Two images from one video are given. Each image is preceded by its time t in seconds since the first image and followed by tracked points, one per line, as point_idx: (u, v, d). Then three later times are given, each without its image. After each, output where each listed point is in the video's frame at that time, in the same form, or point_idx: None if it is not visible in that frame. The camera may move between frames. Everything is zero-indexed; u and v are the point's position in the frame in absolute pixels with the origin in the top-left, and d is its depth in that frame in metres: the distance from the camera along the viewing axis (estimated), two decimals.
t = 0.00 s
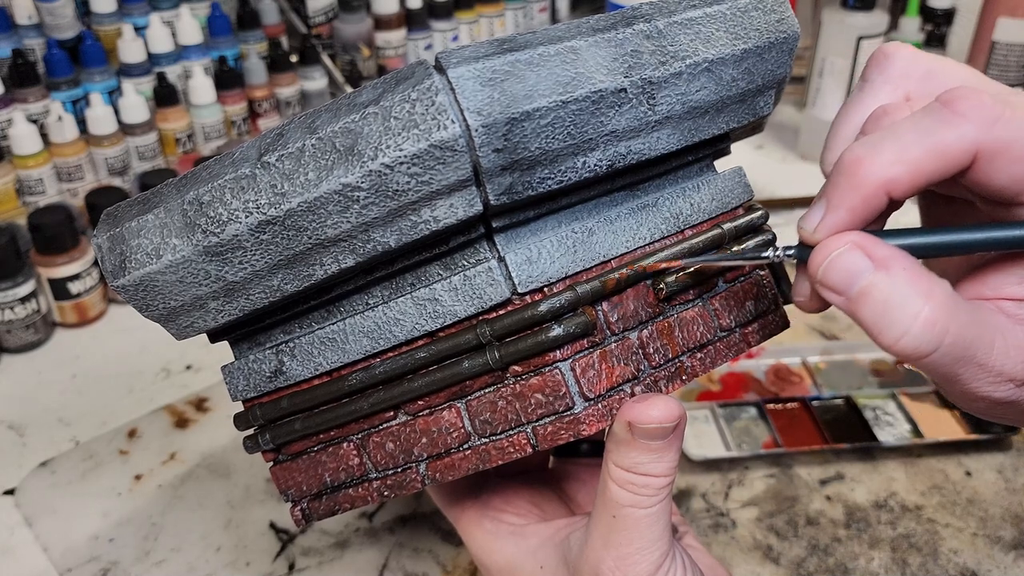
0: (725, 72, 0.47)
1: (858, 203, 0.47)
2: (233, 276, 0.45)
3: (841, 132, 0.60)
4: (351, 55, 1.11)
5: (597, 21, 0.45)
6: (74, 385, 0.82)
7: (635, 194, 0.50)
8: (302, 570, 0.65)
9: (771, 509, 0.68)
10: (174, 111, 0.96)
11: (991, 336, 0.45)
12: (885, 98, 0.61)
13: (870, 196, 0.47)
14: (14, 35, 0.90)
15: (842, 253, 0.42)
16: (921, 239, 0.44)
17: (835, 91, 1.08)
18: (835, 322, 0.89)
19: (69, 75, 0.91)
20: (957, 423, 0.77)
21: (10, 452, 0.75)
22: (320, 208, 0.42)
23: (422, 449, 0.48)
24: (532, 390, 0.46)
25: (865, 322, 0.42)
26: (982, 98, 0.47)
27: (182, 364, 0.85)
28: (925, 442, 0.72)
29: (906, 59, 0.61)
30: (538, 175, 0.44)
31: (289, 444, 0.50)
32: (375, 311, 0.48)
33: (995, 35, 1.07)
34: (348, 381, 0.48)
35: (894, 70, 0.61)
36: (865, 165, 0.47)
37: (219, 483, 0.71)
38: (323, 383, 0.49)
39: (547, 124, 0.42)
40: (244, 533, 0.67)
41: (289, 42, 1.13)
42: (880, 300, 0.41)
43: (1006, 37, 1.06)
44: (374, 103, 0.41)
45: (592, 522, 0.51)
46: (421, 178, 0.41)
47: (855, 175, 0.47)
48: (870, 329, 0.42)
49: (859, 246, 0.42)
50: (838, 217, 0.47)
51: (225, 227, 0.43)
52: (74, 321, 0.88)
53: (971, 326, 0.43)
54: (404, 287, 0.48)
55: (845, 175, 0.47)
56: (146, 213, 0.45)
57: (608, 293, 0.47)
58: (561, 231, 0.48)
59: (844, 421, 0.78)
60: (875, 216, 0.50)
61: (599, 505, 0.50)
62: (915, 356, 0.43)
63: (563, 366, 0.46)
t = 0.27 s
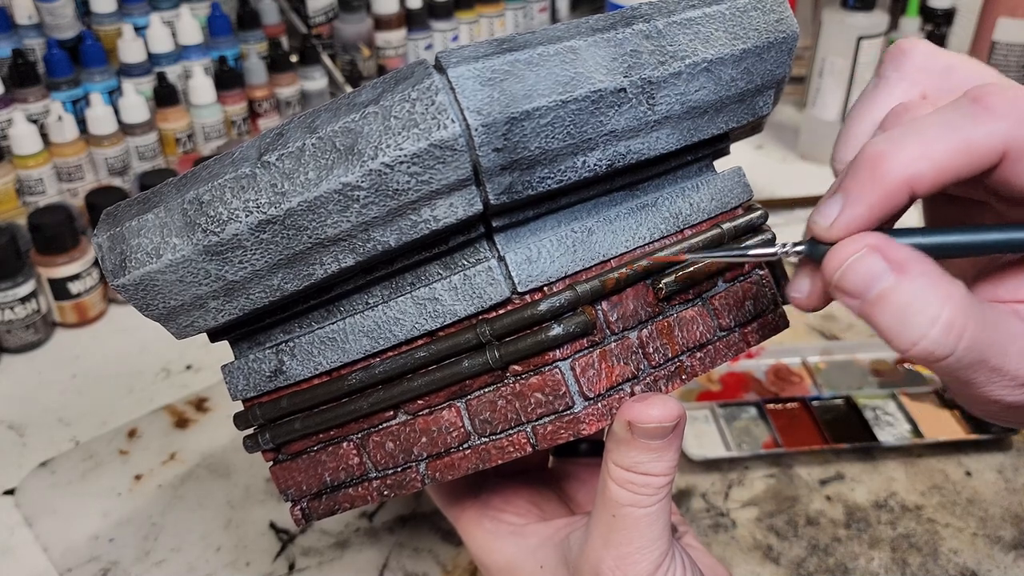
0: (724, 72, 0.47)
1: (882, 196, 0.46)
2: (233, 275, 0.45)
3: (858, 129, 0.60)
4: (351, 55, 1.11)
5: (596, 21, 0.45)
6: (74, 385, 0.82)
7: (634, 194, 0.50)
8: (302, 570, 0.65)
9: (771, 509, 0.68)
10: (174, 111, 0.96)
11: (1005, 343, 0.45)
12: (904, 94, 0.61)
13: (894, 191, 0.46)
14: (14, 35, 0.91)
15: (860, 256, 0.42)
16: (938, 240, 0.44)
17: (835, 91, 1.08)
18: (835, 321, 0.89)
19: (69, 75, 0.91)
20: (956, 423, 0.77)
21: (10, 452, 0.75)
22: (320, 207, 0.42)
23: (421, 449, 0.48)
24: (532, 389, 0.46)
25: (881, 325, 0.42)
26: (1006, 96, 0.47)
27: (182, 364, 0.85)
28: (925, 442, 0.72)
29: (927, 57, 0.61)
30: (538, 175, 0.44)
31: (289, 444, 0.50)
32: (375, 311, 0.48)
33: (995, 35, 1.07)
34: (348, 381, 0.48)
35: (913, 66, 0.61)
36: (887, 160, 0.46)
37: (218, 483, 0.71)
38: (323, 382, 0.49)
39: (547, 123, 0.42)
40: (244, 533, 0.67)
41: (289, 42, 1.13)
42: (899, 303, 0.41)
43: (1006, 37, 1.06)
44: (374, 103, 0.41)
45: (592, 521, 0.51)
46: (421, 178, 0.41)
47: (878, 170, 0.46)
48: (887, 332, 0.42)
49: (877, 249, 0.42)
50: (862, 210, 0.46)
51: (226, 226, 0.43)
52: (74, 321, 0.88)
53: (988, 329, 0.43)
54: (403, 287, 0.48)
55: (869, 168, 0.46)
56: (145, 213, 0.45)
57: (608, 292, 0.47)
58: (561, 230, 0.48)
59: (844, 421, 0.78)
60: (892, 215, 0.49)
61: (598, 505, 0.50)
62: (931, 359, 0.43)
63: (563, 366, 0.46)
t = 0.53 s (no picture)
0: (725, 72, 0.47)
1: (836, 211, 0.46)
2: (233, 276, 0.45)
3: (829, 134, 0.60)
4: (351, 55, 1.11)
5: (597, 21, 0.45)
6: (74, 385, 0.82)
7: (635, 194, 0.50)
8: (302, 570, 0.65)
9: (771, 509, 0.68)
10: (174, 111, 0.96)
11: (965, 344, 0.45)
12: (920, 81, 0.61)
13: (847, 206, 0.46)
14: (14, 35, 0.90)
15: (815, 270, 0.42)
16: (885, 250, 0.44)
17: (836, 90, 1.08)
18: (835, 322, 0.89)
19: (69, 75, 0.91)
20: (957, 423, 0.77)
21: (10, 452, 0.75)
22: (320, 208, 0.42)
23: (422, 449, 0.48)
24: (532, 390, 0.46)
25: (840, 335, 0.43)
26: (958, 109, 0.46)
27: (182, 364, 0.85)
28: (925, 442, 0.72)
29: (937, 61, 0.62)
30: (539, 175, 0.44)
31: (289, 445, 0.50)
32: (375, 311, 0.48)
33: (996, 34, 1.07)
34: (348, 381, 0.48)
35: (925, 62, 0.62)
36: (841, 175, 0.46)
37: (219, 483, 0.71)
38: (323, 383, 0.49)
39: (547, 124, 0.42)
40: (244, 533, 0.67)
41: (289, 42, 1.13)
42: (855, 314, 0.42)
43: (1006, 37, 1.06)
44: (374, 103, 0.41)
45: (592, 521, 0.51)
46: (422, 178, 0.41)
47: (831, 186, 0.46)
48: (846, 342, 0.43)
49: (832, 262, 0.42)
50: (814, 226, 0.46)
51: (226, 227, 0.43)
52: (74, 321, 0.88)
53: (947, 336, 0.43)
54: (404, 287, 0.48)
55: (823, 184, 0.46)
56: (146, 213, 0.45)
57: (609, 293, 0.47)
58: (561, 231, 0.48)
59: (844, 422, 0.78)
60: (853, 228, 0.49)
61: (599, 505, 0.50)
62: (890, 367, 0.44)
63: (564, 366, 0.46)
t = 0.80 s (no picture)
0: (723, 72, 0.47)
1: (894, 188, 0.47)
2: (231, 276, 0.45)
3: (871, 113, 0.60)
4: (351, 55, 1.11)
5: (595, 21, 0.45)
6: (74, 385, 0.82)
7: (634, 194, 0.50)
8: (302, 570, 0.65)
9: (771, 509, 0.68)
10: (174, 111, 0.96)
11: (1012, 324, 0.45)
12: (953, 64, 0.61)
13: (903, 183, 0.47)
14: (14, 35, 0.91)
15: (871, 245, 0.42)
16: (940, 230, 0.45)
17: (835, 91, 1.08)
18: (835, 321, 0.89)
19: (69, 75, 0.91)
20: (957, 423, 0.77)
21: (10, 452, 0.75)
22: (318, 208, 0.42)
23: (420, 449, 0.48)
24: (531, 390, 0.46)
25: (893, 315, 0.43)
26: (1015, 84, 0.47)
27: (182, 364, 0.85)
28: (925, 442, 0.72)
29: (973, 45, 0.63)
30: (537, 175, 0.44)
31: (288, 444, 0.50)
32: (374, 311, 0.48)
33: (996, 35, 1.07)
34: (347, 381, 0.48)
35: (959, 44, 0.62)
36: (898, 149, 0.47)
37: (218, 483, 0.71)
38: (322, 383, 0.49)
39: (546, 123, 0.42)
40: (244, 533, 0.67)
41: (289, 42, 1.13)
42: (909, 292, 0.41)
43: (1006, 37, 1.06)
44: (372, 103, 0.41)
45: (592, 521, 0.51)
46: (420, 178, 0.41)
47: (889, 162, 0.47)
48: (900, 321, 0.42)
49: (888, 237, 0.42)
50: (870, 202, 0.47)
51: (224, 227, 0.43)
52: (74, 321, 0.88)
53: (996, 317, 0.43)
54: (402, 287, 0.48)
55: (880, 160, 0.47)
56: (144, 214, 0.45)
57: (608, 292, 0.46)
58: (559, 231, 0.48)
59: (844, 422, 0.78)
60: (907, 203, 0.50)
61: (598, 504, 0.50)
62: (946, 348, 0.44)
63: (562, 366, 0.46)
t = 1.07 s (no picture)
0: (723, 72, 0.46)
1: (873, 191, 0.47)
2: (230, 277, 0.45)
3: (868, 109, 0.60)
4: (351, 55, 1.11)
5: (594, 22, 0.45)
6: (74, 385, 0.82)
7: (633, 194, 0.50)
8: (302, 570, 0.65)
9: (771, 509, 0.68)
10: (174, 111, 0.96)
11: (997, 326, 0.45)
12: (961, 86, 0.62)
13: (883, 186, 0.47)
14: (14, 35, 0.91)
15: (850, 244, 0.43)
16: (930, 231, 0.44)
17: (835, 91, 1.08)
18: (836, 322, 0.89)
19: (69, 75, 0.91)
20: (957, 423, 0.77)
21: (10, 452, 0.75)
22: (316, 209, 0.42)
23: (420, 450, 0.48)
24: (530, 391, 0.46)
25: (874, 313, 0.43)
26: (993, 88, 0.48)
27: (182, 364, 0.85)
28: (925, 442, 0.72)
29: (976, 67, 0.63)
30: (536, 176, 0.44)
31: (288, 445, 0.50)
32: (373, 312, 0.48)
33: (996, 35, 1.07)
34: (347, 382, 0.48)
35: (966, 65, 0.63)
36: (876, 153, 0.47)
37: (218, 482, 0.72)
38: (321, 384, 0.49)
39: (545, 124, 0.42)
40: (244, 533, 0.67)
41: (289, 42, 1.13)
42: (888, 291, 0.42)
43: (1006, 37, 1.06)
44: (371, 104, 0.41)
45: (591, 522, 0.51)
46: (418, 179, 0.41)
47: (868, 166, 0.47)
48: (879, 320, 0.43)
49: (869, 237, 0.43)
50: (851, 206, 0.47)
51: (223, 228, 0.43)
52: (74, 321, 0.88)
53: (979, 316, 0.43)
54: (402, 288, 0.48)
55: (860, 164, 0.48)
56: (143, 215, 0.45)
57: (606, 293, 0.46)
58: (559, 232, 0.48)
59: (844, 422, 0.77)
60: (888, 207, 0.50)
61: (598, 505, 0.50)
62: (924, 347, 0.44)
63: (561, 366, 0.46)
